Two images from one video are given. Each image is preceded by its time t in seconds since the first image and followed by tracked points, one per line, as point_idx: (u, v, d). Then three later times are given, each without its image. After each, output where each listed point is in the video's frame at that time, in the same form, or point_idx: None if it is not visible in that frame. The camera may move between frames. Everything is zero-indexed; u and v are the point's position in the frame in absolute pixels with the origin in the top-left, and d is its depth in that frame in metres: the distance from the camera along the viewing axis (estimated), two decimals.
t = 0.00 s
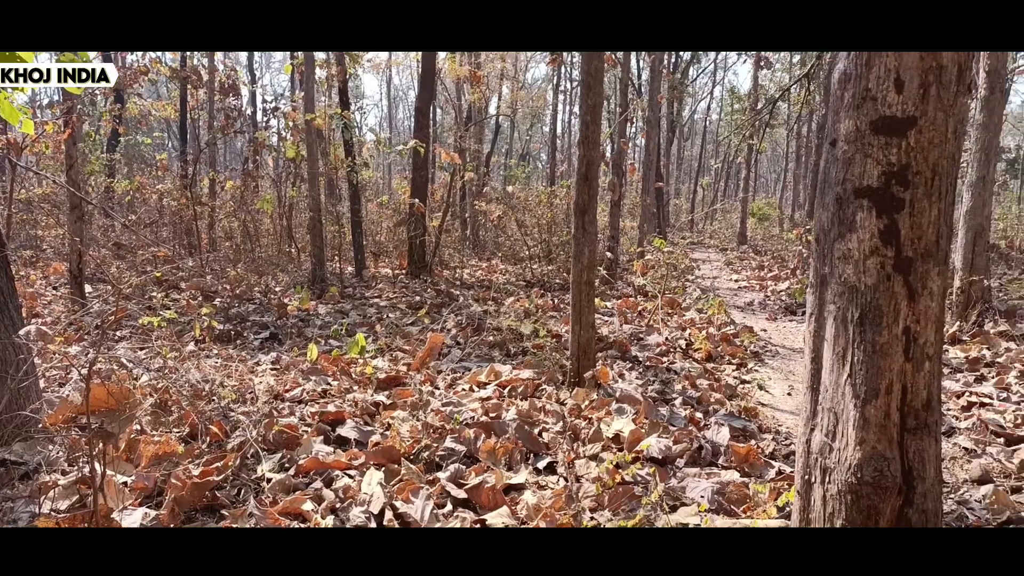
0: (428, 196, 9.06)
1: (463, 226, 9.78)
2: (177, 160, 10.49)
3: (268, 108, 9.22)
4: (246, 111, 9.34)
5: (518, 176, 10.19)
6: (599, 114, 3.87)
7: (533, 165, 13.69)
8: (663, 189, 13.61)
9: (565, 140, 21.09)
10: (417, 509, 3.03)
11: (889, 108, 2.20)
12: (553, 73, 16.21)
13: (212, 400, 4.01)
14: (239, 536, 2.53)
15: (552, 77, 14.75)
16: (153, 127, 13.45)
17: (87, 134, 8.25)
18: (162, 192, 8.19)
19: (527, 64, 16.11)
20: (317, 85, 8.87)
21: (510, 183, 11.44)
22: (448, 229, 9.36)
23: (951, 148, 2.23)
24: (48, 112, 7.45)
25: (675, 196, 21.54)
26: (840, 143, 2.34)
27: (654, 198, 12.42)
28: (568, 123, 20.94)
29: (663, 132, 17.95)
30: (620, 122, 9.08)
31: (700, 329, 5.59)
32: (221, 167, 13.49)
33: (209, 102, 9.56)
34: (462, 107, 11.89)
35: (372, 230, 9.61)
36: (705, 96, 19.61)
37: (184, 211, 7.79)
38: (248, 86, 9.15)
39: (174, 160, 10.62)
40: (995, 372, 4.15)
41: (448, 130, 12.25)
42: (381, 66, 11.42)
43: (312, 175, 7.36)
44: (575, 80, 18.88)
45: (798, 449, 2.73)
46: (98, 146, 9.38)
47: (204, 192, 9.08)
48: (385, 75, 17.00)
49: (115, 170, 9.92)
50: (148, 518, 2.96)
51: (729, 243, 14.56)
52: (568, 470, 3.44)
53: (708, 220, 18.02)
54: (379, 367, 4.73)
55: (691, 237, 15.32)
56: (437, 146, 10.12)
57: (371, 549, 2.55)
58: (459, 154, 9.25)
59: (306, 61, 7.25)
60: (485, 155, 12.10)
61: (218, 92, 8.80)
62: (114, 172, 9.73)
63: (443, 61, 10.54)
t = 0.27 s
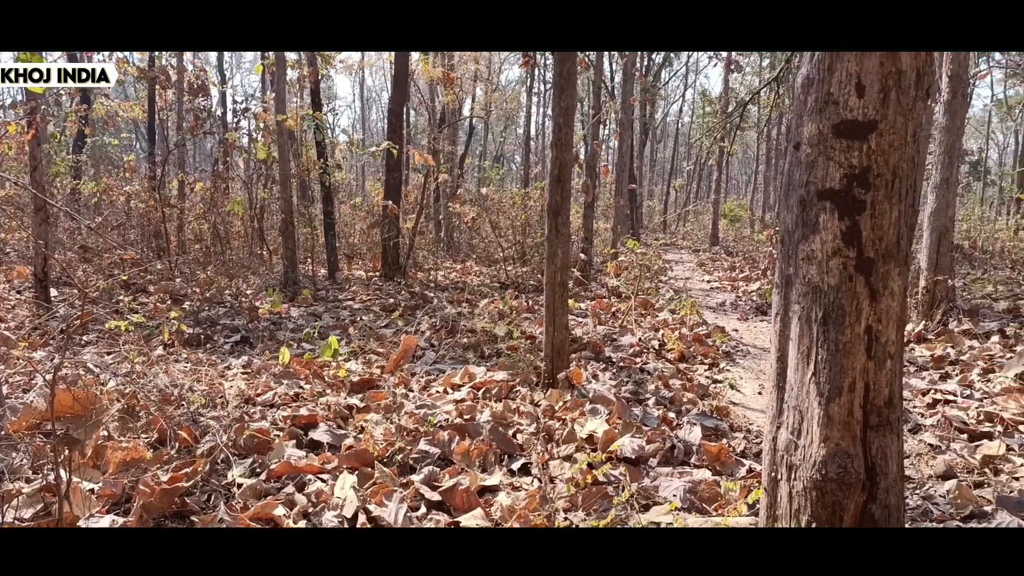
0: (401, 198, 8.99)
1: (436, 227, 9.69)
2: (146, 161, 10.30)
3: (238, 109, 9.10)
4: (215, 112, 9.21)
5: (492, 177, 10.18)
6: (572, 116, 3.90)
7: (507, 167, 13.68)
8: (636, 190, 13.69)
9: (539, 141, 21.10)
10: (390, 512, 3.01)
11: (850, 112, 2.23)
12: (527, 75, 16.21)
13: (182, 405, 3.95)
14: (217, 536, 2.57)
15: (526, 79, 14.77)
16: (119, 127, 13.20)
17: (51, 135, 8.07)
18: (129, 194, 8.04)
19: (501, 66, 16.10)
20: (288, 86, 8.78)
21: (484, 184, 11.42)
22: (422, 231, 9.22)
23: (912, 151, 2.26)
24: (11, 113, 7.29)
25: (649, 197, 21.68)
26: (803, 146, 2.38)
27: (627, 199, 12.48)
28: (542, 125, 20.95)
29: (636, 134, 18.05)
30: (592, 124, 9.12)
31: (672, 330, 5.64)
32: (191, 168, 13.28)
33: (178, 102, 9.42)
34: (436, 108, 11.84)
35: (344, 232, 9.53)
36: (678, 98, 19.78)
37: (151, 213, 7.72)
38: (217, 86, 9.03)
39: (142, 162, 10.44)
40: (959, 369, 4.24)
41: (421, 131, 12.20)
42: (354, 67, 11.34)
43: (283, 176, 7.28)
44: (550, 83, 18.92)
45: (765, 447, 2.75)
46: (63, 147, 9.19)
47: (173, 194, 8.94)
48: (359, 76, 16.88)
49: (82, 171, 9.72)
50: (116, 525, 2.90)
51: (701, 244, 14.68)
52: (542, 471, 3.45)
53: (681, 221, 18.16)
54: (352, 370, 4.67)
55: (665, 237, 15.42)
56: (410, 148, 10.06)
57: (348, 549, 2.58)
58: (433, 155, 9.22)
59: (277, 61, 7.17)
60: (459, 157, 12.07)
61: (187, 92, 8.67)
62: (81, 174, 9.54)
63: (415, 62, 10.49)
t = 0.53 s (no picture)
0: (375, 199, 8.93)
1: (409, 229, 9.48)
2: (113, 162, 10.09)
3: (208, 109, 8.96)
4: (185, 112, 9.06)
5: (466, 178, 10.17)
6: (545, 118, 3.91)
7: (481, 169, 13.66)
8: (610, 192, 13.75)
9: (514, 142, 21.09)
10: (364, 515, 2.98)
11: (814, 116, 2.27)
12: (501, 76, 16.19)
13: (151, 410, 3.88)
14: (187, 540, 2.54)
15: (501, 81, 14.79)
16: (85, 128, 12.90)
17: (14, 135, 7.87)
18: (96, 196, 7.87)
19: (475, 67, 16.05)
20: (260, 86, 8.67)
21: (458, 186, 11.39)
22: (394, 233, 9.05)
23: (874, 154, 2.31)
24: None
25: (624, 199, 21.81)
26: (769, 150, 2.40)
27: (601, 200, 12.53)
28: (517, 126, 20.93)
29: (610, 135, 18.13)
30: (565, 126, 9.16)
31: (646, 330, 5.68)
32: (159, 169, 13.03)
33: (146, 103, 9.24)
34: (409, 109, 11.78)
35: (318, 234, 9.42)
36: (653, 100, 19.92)
37: (119, 215, 7.54)
38: (186, 86, 8.87)
39: (110, 163, 10.22)
40: (924, 367, 4.31)
41: (395, 133, 12.14)
42: (327, 68, 11.25)
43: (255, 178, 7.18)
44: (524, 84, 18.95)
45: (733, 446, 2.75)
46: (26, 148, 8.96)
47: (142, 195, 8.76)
48: (333, 77, 16.75)
49: (46, 172, 9.49)
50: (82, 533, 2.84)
51: (675, 245, 14.80)
52: (517, 472, 3.45)
53: (655, 222, 18.29)
54: (326, 373, 4.62)
55: (639, 239, 15.52)
56: (384, 149, 9.99)
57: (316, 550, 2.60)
58: (407, 156, 9.17)
59: (247, 61, 7.07)
60: (433, 158, 12.01)
61: (155, 92, 8.51)
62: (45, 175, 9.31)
63: (389, 63, 10.43)
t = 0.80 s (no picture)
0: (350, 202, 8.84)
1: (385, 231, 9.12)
2: (81, 165, 9.87)
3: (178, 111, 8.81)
4: (155, 114, 8.90)
5: (443, 181, 10.14)
6: (521, 121, 3.90)
7: (457, 172, 13.62)
8: (586, 195, 13.79)
9: (490, 145, 21.05)
10: (340, 521, 2.94)
11: (785, 121, 2.23)
12: (476, 79, 16.17)
13: (122, 417, 3.80)
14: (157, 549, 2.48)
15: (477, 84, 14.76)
16: (51, 130, 12.61)
17: None
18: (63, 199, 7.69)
19: (450, 70, 16.01)
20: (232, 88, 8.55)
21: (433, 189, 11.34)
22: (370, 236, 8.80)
23: (842, 159, 2.28)
24: None
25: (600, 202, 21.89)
26: (740, 154, 2.36)
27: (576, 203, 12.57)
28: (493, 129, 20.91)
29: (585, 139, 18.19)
30: (540, 130, 9.18)
31: (622, 333, 5.69)
32: (129, 172, 12.79)
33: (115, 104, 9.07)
34: (384, 111, 11.70)
35: (292, 237, 9.30)
36: (628, 104, 20.06)
37: (88, 218, 7.34)
38: (156, 88, 8.72)
39: (78, 165, 10.00)
40: (894, 367, 4.38)
41: (370, 136, 12.04)
42: (300, 70, 11.12)
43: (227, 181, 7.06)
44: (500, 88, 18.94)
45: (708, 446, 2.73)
46: None
47: (111, 199, 8.58)
48: (306, 79, 16.58)
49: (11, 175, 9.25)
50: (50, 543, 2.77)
51: (650, 248, 14.88)
52: (494, 475, 3.44)
53: (631, 225, 18.38)
54: (301, 378, 4.56)
55: (615, 241, 15.59)
56: (359, 152, 9.91)
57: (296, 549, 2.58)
58: (382, 159, 9.11)
59: (219, 63, 6.97)
60: (409, 161, 11.95)
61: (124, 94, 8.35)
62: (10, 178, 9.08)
63: (363, 65, 10.36)
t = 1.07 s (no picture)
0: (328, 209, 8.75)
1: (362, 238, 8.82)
2: (52, 171, 9.68)
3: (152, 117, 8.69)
4: (129, 120, 8.76)
5: (421, 188, 10.11)
6: (500, 128, 3.89)
7: (435, 179, 13.58)
8: (564, 202, 13.81)
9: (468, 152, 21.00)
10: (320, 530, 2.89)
11: (761, 130, 2.24)
12: (454, 86, 16.14)
13: (96, 428, 3.73)
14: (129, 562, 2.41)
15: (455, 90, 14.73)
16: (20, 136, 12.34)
17: None
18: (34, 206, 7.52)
19: (427, 76, 15.95)
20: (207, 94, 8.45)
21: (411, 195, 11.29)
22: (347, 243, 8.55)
23: (817, 167, 2.29)
24: None
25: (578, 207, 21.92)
26: (717, 163, 2.37)
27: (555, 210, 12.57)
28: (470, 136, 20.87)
29: (563, 146, 18.24)
30: (518, 137, 9.18)
31: (601, 339, 5.70)
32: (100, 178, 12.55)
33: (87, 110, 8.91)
34: (361, 118, 11.64)
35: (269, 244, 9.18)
36: (606, 110, 20.16)
37: (60, 225, 7.25)
38: (129, 94, 8.58)
39: (49, 172, 9.80)
40: (868, 371, 4.43)
41: (347, 142, 11.95)
42: (275, 75, 11.01)
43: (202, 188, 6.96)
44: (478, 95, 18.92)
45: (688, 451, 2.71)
46: None
47: (83, 206, 8.42)
48: (282, 85, 16.43)
49: None
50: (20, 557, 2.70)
51: (627, 254, 14.92)
52: (475, 482, 3.42)
53: (609, 231, 18.42)
54: (278, 386, 4.50)
55: (593, 248, 15.61)
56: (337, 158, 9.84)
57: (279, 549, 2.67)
58: (360, 166, 9.05)
59: (194, 68, 6.88)
60: (386, 168, 11.88)
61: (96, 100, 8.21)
62: None
63: (341, 72, 10.30)
